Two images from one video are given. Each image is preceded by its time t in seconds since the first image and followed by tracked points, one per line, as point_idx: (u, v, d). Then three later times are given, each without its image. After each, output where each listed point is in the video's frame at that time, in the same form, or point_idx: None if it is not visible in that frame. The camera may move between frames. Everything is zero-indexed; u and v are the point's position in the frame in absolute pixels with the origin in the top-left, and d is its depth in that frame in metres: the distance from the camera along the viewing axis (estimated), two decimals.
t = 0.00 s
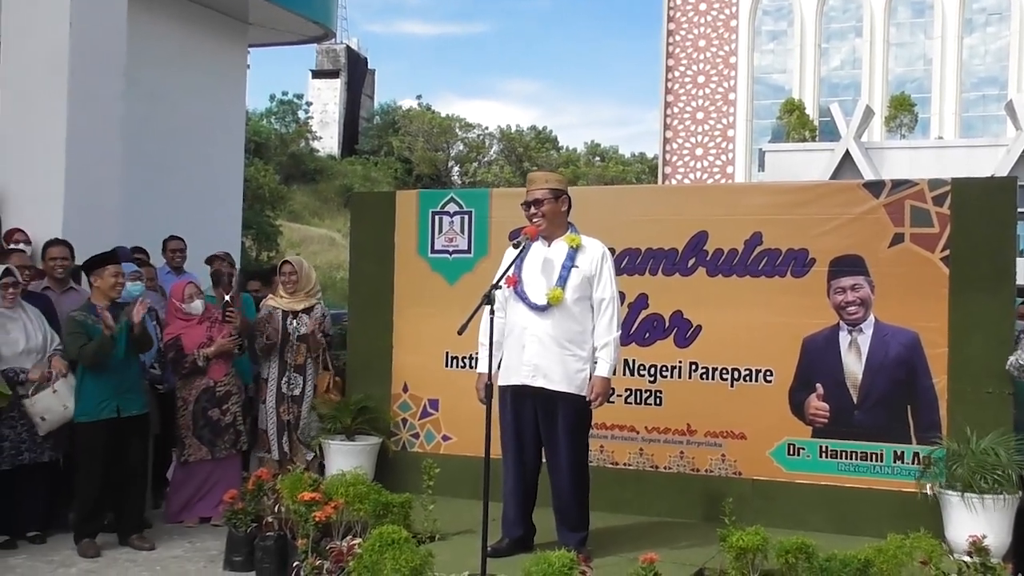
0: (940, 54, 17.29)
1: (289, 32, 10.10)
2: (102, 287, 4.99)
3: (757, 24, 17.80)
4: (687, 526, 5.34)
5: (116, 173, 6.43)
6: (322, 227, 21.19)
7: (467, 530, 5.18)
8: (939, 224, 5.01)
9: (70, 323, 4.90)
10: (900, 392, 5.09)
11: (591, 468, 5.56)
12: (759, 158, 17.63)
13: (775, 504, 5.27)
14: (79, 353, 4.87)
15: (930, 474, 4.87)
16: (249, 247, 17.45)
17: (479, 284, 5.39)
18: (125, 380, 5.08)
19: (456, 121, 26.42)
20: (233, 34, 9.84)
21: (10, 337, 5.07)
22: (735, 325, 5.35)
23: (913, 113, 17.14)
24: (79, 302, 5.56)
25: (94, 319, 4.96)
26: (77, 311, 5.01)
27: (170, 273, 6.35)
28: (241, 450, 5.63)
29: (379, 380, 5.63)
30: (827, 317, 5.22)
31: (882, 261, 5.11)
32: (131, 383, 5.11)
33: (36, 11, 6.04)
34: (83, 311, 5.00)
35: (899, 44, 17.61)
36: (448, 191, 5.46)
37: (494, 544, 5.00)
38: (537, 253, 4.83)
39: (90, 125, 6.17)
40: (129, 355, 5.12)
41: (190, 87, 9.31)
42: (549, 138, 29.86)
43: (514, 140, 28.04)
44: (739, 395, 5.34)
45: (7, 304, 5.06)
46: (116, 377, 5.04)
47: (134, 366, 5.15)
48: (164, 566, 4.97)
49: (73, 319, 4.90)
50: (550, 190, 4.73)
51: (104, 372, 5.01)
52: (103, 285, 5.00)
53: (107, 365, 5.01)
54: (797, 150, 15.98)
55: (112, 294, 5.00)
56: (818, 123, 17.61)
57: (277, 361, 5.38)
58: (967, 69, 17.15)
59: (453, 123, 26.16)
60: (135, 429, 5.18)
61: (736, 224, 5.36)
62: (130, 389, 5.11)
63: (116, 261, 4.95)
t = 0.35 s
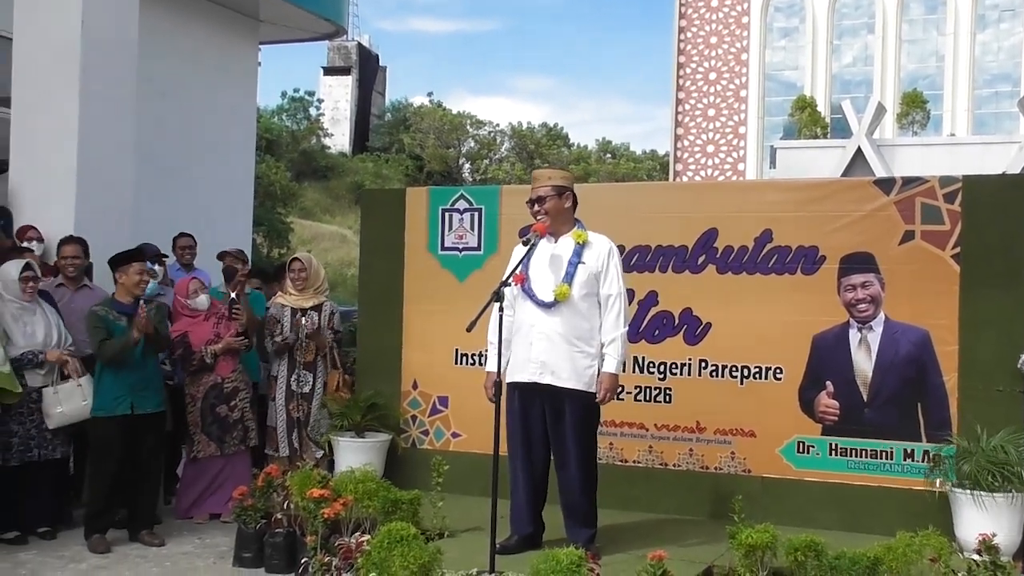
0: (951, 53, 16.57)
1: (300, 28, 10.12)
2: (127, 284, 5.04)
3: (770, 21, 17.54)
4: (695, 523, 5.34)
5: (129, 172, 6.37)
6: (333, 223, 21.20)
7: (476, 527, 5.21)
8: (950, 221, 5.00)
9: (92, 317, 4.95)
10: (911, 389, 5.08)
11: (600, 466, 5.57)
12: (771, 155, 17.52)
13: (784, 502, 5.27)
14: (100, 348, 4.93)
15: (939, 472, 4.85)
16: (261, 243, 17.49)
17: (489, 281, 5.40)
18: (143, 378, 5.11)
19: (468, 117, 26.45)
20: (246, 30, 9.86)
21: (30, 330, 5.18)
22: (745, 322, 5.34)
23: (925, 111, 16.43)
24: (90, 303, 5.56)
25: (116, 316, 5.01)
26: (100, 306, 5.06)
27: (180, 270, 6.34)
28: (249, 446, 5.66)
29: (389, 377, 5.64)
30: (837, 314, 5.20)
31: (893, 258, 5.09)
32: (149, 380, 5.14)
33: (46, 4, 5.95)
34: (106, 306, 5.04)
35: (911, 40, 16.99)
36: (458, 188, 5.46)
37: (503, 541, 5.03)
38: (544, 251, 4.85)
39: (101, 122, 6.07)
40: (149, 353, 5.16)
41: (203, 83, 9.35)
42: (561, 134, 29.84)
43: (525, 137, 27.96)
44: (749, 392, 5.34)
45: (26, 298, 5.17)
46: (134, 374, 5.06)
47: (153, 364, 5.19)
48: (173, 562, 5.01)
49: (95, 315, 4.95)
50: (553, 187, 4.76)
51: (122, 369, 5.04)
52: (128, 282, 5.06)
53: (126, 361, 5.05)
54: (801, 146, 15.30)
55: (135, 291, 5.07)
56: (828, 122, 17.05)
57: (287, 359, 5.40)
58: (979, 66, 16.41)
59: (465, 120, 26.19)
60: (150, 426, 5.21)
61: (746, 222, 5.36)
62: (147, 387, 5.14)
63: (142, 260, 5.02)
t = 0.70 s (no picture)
0: (963, 55, 16.48)
1: (311, 29, 10.16)
2: (145, 283, 5.12)
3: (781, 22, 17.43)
4: (702, 524, 5.34)
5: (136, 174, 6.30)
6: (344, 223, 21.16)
7: (483, 527, 5.22)
8: (959, 223, 4.98)
9: (109, 315, 5.01)
10: (919, 392, 5.06)
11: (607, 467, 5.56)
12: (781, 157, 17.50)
13: (791, 505, 5.26)
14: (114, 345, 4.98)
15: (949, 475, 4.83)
16: (271, 243, 17.53)
17: (497, 282, 5.40)
18: (156, 377, 5.15)
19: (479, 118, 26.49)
20: (256, 30, 9.89)
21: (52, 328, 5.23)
22: (753, 324, 5.33)
23: (936, 113, 16.40)
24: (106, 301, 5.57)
25: (132, 314, 5.07)
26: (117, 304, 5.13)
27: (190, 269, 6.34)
28: (255, 445, 5.69)
29: (397, 377, 5.64)
30: (846, 316, 5.19)
31: (902, 260, 5.08)
32: (162, 380, 5.19)
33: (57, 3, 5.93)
34: (123, 303, 5.12)
35: (923, 41, 16.87)
36: (466, 189, 5.47)
37: (509, 541, 5.04)
38: (552, 251, 4.87)
39: (107, 120, 5.97)
40: (163, 353, 5.21)
41: (213, 82, 9.38)
42: (571, 135, 29.85)
43: (534, 138, 28.22)
44: (757, 394, 5.33)
45: (49, 295, 5.21)
46: (147, 373, 5.11)
47: (167, 364, 5.24)
48: (181, 560, 5.04)
49: (112, 312, 5.01)
50: (560, 187, 4.79)
51: (135, 368, 5.09)
52: (146, 281, 5.15)
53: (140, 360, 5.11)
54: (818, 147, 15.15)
55: (156, 289, 5.17)
56: (840, 122, 17.16)
57: (295, 359, 5.44)
58: (992, 67, 16.35)
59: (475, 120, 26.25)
60: (162, 424, 5.25)
61: (754, 223, 5.35)
62: (160, 386, 5.18)
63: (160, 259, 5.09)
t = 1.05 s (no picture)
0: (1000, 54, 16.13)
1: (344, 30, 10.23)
2: (182, 280, 5.20)
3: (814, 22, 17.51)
4: (734, 527, 5.31)
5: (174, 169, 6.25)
6: (375, 223, 21.16)
7: (513, 527, 5.23)
8: (996, 224, 4.93)
9: (146, 312, 5.08)
10: (955, 394, 5.00)
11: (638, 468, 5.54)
12: (813, 158, 17.40)
13: (825, 508, 5.21)
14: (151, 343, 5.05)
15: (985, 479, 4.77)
16: (303, 243, 17.62)
17: (529, 282, 5.40)
18: (192, 375, 5.21)
19: (510, 118, 26.58)
20: (288, 32, 9.96)
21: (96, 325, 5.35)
22: (786, 325, 5.30)
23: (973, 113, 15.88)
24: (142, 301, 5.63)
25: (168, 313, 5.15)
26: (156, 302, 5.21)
27: (224, 268, 6.37)
28: (287, 443, 5.74)
29: (427, 376, 5.65)
30: (879, 318, 5.14)
31: (937, 261, 5.03)
32: (199, 377, 5.24)
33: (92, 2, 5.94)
34: (162, 302, 5.20)
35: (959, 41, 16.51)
36: (498, 189, 5.47)
37: (540, 542, 5.05)
38: (585, 251, 4.87)
39: (145, 117, 6.00)
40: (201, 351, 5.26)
41: (246, 84, 9.46)
42: (602, 136, 29.84)
43: (566, 138, 28.28)
44: (789, 396, 5.29)
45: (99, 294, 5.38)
46: (183, 370, 5.17)
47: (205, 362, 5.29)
48: (214, 557, 5.08)
49: (150, 310, 5.08)
50: (597, 188, 4.79)
51: (172, 365, 5.16)
52: (183, 279, 5.23)
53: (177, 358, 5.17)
54: (851, 147, 14.93)
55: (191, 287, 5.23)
56: (874, 123, 16.84)
57: (326, 358, 5.46)
58: None
59: (506, 121, 26.29)
60: (200, 420, 5.34)
61: (787, 224, 5.32)
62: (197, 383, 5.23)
63: (196, 258, 5.15)
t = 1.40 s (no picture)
0: None
1: (375, 26, 10.26)
2: (213, 277, 5.23)
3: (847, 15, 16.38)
4: (768, 523, 5.28)
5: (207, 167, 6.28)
6: (407, 219, 20.90)
7: (546, 522, 5.23)
8: None
9: (180, 308, 5.13)
10: (991, 390, 4.95)
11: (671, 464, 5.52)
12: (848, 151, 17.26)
13: (860, 505, 5.17)
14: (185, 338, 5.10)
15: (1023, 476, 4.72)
16: (335, 239, 17.62)
17: (560, 277, 5.39)
18: (225, 369, 5.24)
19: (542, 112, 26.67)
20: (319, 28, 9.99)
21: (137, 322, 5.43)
22: (820, 320, 5.26)
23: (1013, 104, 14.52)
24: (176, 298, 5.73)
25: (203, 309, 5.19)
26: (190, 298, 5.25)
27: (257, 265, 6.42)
28: (324, 438, 5.79)
29: (459, 372, 5.65)
30: (915, 313, 5.09)
31: (973, 255, 4.98)
32: (232, 371, 5.27)
33: None
34: (197, 299, 5.24)
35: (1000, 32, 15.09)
36: (529, 184, 5.47)
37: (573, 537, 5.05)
38: (618, 246, 4.87)
39: (179, 112, 6.02)
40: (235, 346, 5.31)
41: (278, 80, 9.50)
42: (634, 130, 29.73)
43: (596, 134, 28.55)
44: (823, 392, 5.25)
45: (143, 293, 5.46)
46: (217, 364, 5.20)
47: (239, 357, 5.33)
48: (248, 552, 5.12)
49: (184, 306, 5.13)
50: (632, 182, 4.78)
51: (206, 359, 5.19)
52: (214, 276, 5.26)
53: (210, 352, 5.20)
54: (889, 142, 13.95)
55: (223, 283, 5.25)
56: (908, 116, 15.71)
57: (359, 354, 5.50)
58: None
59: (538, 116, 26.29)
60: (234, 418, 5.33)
61: (822, 218, 5.28)
62: (230, 377, 5.27)
63: (226, 254, 5.19)
